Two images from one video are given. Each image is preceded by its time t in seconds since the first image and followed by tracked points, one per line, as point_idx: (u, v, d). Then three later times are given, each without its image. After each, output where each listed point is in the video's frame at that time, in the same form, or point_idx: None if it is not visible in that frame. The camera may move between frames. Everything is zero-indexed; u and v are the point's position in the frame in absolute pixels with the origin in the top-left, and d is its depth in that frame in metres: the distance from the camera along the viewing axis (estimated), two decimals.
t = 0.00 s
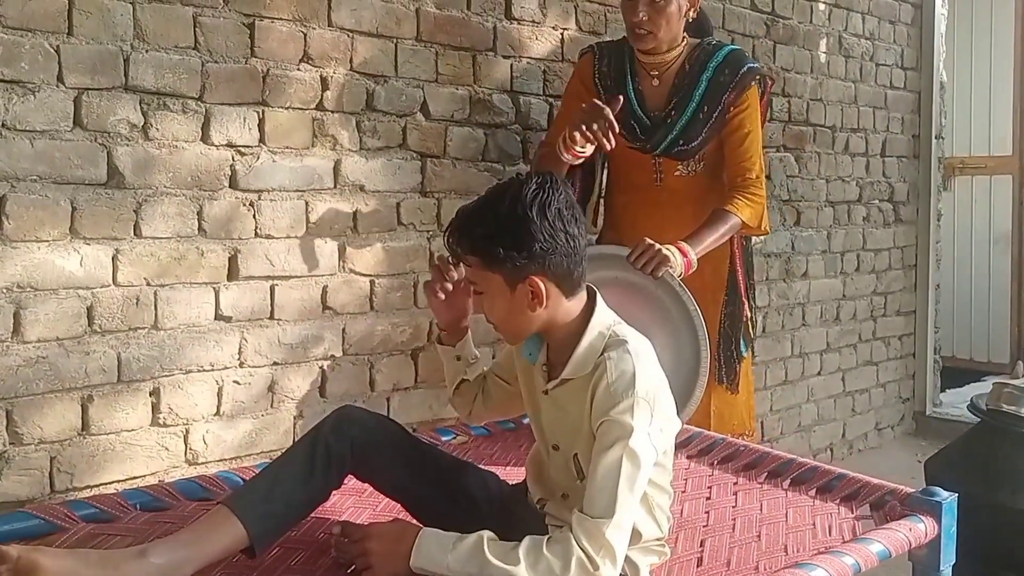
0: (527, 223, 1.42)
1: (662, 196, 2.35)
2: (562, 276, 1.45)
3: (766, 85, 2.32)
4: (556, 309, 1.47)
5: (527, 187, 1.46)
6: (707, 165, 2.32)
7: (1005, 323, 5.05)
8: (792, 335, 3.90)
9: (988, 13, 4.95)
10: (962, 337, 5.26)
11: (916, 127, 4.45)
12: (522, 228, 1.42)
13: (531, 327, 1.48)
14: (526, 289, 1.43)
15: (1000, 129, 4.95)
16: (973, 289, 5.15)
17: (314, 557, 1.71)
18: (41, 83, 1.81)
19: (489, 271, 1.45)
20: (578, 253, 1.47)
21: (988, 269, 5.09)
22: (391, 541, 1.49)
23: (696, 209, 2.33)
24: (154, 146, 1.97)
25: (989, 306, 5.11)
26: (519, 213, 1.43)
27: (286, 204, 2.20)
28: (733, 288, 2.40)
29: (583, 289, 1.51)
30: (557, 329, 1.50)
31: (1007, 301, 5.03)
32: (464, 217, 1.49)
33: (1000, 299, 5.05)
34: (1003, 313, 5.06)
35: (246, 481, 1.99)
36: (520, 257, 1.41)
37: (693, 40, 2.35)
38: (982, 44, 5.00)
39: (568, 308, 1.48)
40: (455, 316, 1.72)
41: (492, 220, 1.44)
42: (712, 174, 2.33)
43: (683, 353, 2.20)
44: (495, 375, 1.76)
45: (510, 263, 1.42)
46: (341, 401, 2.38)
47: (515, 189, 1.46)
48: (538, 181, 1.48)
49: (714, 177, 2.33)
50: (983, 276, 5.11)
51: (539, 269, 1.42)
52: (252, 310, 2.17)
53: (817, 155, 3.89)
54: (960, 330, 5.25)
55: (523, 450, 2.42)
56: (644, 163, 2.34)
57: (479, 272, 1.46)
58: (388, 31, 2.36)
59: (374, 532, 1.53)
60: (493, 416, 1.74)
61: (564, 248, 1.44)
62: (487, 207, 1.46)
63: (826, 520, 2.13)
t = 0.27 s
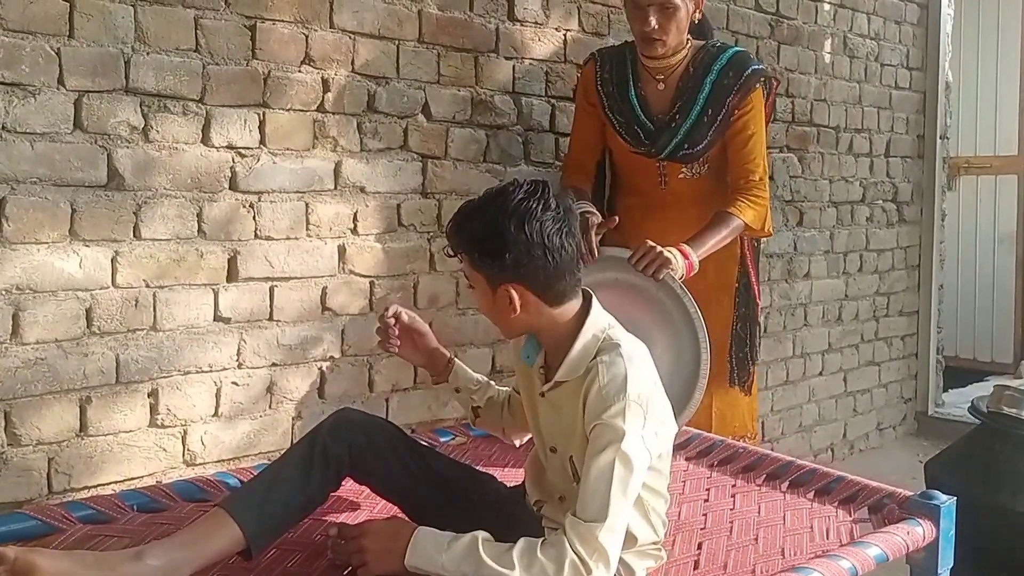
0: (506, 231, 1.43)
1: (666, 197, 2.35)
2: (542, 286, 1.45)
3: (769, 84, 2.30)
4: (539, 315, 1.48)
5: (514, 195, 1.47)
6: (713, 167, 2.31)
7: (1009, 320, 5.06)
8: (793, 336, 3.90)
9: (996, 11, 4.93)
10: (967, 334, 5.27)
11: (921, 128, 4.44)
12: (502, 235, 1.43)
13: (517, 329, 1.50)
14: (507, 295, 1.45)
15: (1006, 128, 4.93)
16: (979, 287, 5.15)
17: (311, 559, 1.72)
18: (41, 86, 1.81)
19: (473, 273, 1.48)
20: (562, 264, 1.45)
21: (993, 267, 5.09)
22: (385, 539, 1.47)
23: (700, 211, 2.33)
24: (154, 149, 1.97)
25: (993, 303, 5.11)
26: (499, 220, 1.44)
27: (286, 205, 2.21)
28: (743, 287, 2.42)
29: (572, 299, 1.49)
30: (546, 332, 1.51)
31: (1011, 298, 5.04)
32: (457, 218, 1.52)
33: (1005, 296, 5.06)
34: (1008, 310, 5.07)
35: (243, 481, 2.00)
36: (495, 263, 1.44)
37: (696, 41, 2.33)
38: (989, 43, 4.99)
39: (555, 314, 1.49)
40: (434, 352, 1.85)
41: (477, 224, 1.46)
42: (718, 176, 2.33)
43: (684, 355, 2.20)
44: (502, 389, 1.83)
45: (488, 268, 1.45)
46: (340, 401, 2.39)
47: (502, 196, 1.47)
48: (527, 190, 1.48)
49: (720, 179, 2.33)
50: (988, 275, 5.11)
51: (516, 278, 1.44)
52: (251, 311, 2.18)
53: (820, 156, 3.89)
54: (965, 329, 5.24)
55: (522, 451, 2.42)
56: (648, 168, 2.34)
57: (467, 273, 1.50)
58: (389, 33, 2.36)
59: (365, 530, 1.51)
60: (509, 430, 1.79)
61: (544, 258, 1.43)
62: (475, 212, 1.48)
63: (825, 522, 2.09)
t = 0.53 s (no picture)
0: (507, 229, 1.43)
1: (672, 201, 2.34)
2: (542, 285, 1.45)
3: (772, 87, 2.29)
4: (539, 314, 1.48)
5: (511, 194, 1.47)
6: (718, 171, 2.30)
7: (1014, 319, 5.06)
8: (796, 336, 3.89)
9: (1002, 11, 4.91)
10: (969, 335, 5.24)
11: (925, 129, 4.42)
12: (501, 236, 1.43)
13: (515, 331, 1.50)
14: (506, 295, 1.45)
15: (1012, 129, 4.91)
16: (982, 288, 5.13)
17: (308, 562, 1.71)
18: (41, 88, 1.81)
19: (471, 275, 1.47)
20: (562, 261, 1.46)
21: (996, 268, 5.07)
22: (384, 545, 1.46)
23: (705, 215, 2.32)
24: (154, 150, 1.97)
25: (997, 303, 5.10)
26: (498, 219, 1.44)
27: (286, 207, 2.20)
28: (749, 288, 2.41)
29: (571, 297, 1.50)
30: (544, 334, 1.50)
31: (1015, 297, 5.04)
32: (452, 223, 1.51)
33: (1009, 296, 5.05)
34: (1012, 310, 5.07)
35: (242, 483, 2.00)
36: (496, 262, 1.44)
37: (698, 44, 2.32)
38: (996, 42, 4.96)
39: (555, 313, 1.48)
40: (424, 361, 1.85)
41: (475, 226, 1.46)
42: (722, 179, 2.32)
43: (686, 356, 2.18)
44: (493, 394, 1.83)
45: (487, 268, 1.44)
46: (340, 403, 2.38)
47: (500, 196, 1.47)
48: (525, 190, 1.48)
49: (724, 183, 2.32)
50: (992, 275, 5.09)
51: (516, 278, 1.43)
52: (251, 313, 2.17)
53: (824, 157, 3.88)
54: (969, 329, 5.22)
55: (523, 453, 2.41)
56: (653, 174, 2.33)
57: (463, 276, 1.49)
58: (391, 34, 2.35)
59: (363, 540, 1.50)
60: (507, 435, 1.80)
61: (545, 255, 1.44)
62: (471, 213, 1.48)
63: (824, 525, 2.08)
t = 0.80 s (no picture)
0: (505, 230, 1.43)
1: (676, 204, 2.33)
2: (539, 283, 1.45)
3: (775, 89, 2.28)
4: (534, 314, 1.48)
5: (506, 195, 1.46)
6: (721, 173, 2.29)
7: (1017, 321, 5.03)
8: (799, 338, 3.87)
9: (1005, 13, 4.89)
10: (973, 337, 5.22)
11: (928, 131, 4.41)
12: (500, 235, 1.42)
13: (509, 334, 1.48)
14: (504, 295, 1.44)
15: (1014, 131, 4.90)
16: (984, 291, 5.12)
17: (307, 565, 1.70)
18: (40, 88, 1.81)
19: (467, 278, 1.45)
20: (556, 259, 1.47)
21: (998, 270, 5.05)
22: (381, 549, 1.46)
23: (707, 216, 2.31)
24: (154, 151, 1.96)
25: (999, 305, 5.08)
26: (496, 219, 1.44)
27: (287, 208, 2.19)
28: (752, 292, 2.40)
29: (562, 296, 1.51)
30: (537, 335, 1.50)
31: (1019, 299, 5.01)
32: (442, 227, 1.48)
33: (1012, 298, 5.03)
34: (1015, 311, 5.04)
35: (242, 485, 1.99)
36: (496, 263, 1.42)
37: (700, 47, 2.31)
38: (999, 44, 4.94)
39: (548, 313, 1.49)
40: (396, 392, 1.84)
41: (471, 228, 1.44)
42: (725, 181, 2.30)
43: (689, 360, 2.16)
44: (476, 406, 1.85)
45: (487, 269, 1.43)
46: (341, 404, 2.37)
47: (493, 197, 1.46)
48: (517, 190, 1.48)
49: (727, 185, 2.31)
50: (995, 277, 5.07)
51: (515, 276, 1.43)
52: (252, 314, 2.16)
53: (827, 159, 3.86)
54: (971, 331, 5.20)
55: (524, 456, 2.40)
56: (656, 176, 2.32)
57: (457, 280, 1.46)
58: (393, 35, 2.34)
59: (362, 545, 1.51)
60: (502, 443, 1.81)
61: (542, 253, 1.45)
62: (464, 215, 1.47)
63: (825, 528, 2.06)
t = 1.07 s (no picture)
0: (495, 228, 1.42)
1: (677, 202, 2.30)
2: (528, 281, 1.45)
3: (779, 89, 2.28)
4: (521, 314, 1.47)
5: (495, 194, 1.46)
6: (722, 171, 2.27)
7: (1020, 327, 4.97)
8: (802, 340, 3.85)
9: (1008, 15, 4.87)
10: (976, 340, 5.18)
11: (931, 133, 4.39)
12: (489, 234, 1.42)
13: (497, 334, 1.47)
14: (493, 293, 1.43)
15: (1018, 134, 4.88)
16: (987, 294, 5.09)
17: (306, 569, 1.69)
18: (39, 88, 1.80)
19: (456, 276, 1.44)
20: (544, 258, 1.47)
21: (1001, 274, 5.03)
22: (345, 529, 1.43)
23: (709, 216, 2.29)
24: (154, 151, 1.95)
25: (1001, 308, 5.05)
26: (486, 217, 1.43)
27: (288, 209, 2.18)
28: (752, 295, 2.37)
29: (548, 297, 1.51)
30: (523, 336, 1.49)
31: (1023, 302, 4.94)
32: (430, 226, 1.48)
33: (1014, 302, 4.99)
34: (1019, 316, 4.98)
35: (243, 489, 1.98)
36: (486, 261, 1.42)
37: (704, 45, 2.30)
38: (1001, 46, 4.92)
39: (535, 312, 1.49)
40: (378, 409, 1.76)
41: (460, 228, 1.44)
42: (727, 180, 2.28)
43: (690, 363, 2.14)
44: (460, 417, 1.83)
45: (476, 267, 1.42)
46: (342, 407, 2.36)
47: (482, 196, 1.46)
48: (505, 190, 1.48)
49: (729, 184, 2.29)
50: (997, 279, 5.04)
51: (504, 275, 1.43)
52: (253, 316, 2.15)
53: (830, 161, 3.84)
54: (974, 334, 5.17)
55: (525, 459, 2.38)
56: (657, 173, 2.30)
57: (445, 279, 1.45)
58: (395, 36, 2.33)
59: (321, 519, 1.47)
60: (493, 452, 1.79)
61: (531, 253, 1.45)
62: (453, 214, 1.46)
63: (828, 531, 2.05)
